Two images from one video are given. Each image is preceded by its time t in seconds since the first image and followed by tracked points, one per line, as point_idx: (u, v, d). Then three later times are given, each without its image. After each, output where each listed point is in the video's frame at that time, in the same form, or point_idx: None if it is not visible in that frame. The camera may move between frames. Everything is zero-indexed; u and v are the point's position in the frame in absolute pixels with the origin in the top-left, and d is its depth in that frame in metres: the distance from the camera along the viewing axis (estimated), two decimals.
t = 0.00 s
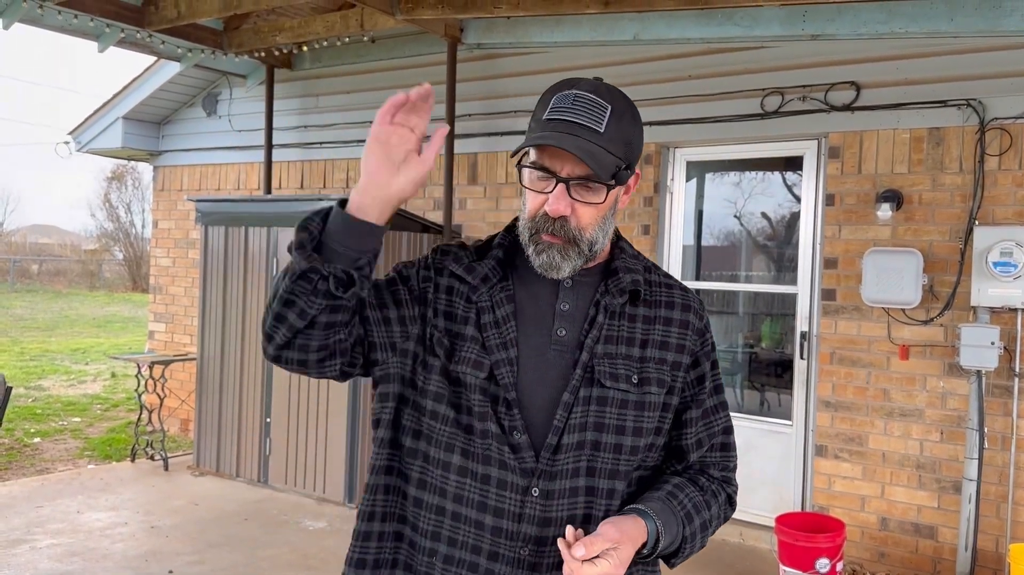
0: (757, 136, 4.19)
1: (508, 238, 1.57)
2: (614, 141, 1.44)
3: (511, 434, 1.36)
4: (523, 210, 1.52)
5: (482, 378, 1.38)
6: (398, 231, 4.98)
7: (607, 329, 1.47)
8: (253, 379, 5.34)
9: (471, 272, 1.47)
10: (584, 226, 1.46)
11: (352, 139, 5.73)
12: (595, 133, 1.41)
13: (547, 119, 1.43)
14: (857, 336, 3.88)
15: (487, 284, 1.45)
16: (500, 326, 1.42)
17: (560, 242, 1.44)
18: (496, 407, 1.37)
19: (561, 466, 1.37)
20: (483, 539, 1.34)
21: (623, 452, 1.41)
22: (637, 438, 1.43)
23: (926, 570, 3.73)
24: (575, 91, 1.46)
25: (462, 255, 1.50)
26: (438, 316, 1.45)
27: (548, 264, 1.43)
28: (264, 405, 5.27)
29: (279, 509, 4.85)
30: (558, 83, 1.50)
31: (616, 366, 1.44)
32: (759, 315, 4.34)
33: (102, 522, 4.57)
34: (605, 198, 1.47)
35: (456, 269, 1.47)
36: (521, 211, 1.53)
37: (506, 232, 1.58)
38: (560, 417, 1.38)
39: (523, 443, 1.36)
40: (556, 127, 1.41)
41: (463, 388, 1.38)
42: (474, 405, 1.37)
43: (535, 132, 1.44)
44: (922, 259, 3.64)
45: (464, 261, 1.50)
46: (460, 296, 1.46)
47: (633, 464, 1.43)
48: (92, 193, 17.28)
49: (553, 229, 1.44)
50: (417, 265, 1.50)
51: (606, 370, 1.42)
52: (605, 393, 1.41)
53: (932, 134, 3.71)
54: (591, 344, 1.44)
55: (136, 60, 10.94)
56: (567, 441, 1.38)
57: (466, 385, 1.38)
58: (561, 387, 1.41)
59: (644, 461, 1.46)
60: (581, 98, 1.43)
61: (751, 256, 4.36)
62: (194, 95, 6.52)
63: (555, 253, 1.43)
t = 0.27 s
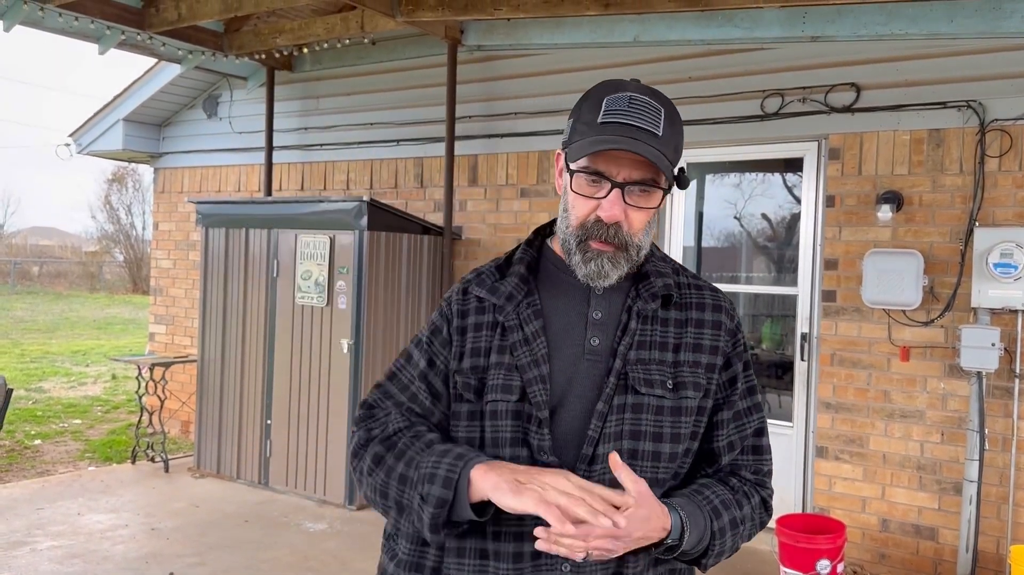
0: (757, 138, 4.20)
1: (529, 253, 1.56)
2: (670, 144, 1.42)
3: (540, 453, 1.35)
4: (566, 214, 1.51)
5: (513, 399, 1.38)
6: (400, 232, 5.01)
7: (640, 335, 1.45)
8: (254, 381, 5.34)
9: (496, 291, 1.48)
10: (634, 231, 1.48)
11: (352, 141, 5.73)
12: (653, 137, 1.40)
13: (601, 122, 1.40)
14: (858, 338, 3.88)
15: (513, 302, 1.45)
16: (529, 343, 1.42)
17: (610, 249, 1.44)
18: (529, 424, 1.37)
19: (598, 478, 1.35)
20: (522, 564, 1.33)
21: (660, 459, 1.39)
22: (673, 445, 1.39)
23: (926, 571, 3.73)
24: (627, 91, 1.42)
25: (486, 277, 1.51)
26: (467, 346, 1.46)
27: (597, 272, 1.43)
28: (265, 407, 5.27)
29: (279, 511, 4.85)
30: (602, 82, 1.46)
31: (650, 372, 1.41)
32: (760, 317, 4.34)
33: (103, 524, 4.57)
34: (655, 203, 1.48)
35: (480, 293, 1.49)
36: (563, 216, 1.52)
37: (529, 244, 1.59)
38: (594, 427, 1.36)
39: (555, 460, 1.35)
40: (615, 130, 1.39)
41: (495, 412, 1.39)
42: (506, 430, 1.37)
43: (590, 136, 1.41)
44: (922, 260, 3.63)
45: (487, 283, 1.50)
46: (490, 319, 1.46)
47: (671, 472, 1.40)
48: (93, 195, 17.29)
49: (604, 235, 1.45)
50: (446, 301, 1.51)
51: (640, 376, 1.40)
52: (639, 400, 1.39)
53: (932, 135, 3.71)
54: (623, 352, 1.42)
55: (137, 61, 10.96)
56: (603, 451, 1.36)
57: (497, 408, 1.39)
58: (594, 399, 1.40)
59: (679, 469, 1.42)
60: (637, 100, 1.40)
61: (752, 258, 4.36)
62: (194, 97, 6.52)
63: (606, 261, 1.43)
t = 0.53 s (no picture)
0: (756, 139, 4.20)
1: (541, 255, 1.57)
2: (690, 138, 1.42)
3: (565, 460, 1.39)
4: (586, 216, 1.48)
5: (536, 408, 1.41)
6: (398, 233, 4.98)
7: (657, 336, 1.48)
8: (254, 382, 5.34)
9: (510, 296, 1.49)
10: (658, 228, 1.47)
11: (352, 142, 5.73)
12: (676, 132, 1.39)
13: (622, 122, 1.38)
14: (858, 339, 3.88)
15: (528, 306, 1.46)
16: (548, 348, 1.43)
17: (636, 249, 1.43)
18: (554, 431, 1.40)
19: (623, 482, 1.39)
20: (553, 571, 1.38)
21: (681, 461, 1.42)
22: (693, 446, 1.43)
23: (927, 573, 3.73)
24: (642, 89, 1.41)
25: (499, 281, 1.52)
26: (484, 354, 1.47)
27: (624, 273, 1.43)
28: (265, 408, 5.27)
29: (280, 512, 4.84)
30: (613, 81, 1.44)
31: (669, 374, 1.45)
32: (760, 318, 4.33)
33: (103, 525, 4.57)
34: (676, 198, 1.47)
35: (492, 298, 1.50)
36: (583, 218, 1.49)
37: (540, 246, 1.59)
38: (617, 432, 1.40)
39: (579, 468, 1.39)
40: (639, 129, 1.37)
41: (519, 421, 1.42)
42: (532, 440, 1.40)
43: (611, 136, 1.39)
44: (923, 262, 3.63)
45: (500, 286, 1.52)
46: (505, 325, 1.48)
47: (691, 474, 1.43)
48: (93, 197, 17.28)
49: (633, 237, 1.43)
50: (457, 307, 1.52)
51: (659, 379, 1.43)
52: (659, 403, 1.43)
53: (932, 136, 3.71)
54: (641, 355, 1.45)
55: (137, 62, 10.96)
56: (627, 456, 1.39)
57: (521, 417, 1.41)
58: (614, 403, 1.43)
59: (697, 469, 1.46)
60: (655, 97, 1.39)
61: (752, 259, 4.36)
62: (194, 98, 6.53)
63: (633, 262, 1.43)
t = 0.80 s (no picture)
0: (756, 140, 4.20)
1: (546, 253, 1.57)
2: (670, 120, 1.43)
3: (569, 462, 1.39)
4: (573, 203, 1.52)
5: (540, 408, 1.40)
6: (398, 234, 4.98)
7: (659, 340, 1.48)
8: (254, 384, 5.34)
9: (514, 295, 1.49)
10: (644, 211, 1.47)
11: (351, 143, 5.73)
12: (652, 113, 1.41)
13: (598, 106, 1.42)
14: (858, 340, 3.88)
15: (532, 306, 1.46)
16: (552, 349, 1.43)
17: (620, 231, 1.45)
18: (557, 432, 1.40)
19: (625, 486, 1.39)
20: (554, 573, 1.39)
21: (682, 465, 1.43)
22: (694, 451, 1.44)
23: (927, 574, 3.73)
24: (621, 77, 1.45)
25: (503, 280, 1.52)
26: (488, 352, 1.46)
27: (608, 255, 1.44)
28: (264, 410, 5.27)
29: (279, 514, 4.84)
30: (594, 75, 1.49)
31: (672, 378, 1.45)
32: (760, 319, 4.34)
33: (102, 527, 4.56)
34: (661, 180, 1.47)
35: (497, 296, 1.50)
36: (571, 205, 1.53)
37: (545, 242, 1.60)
38: (620, 435, 1.40)
39: (583, 470, 1.39)
40: (611, 110, 1.40)
41: (521, 421, 1.41)
42: (535, 440, 1.40)
43: (588, 121, 1.42)
44: (922, 262, 3.63)
45: (504, 284, 1.51)
46: (508, 323, 1.47)
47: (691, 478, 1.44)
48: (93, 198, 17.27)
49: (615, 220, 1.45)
50: (461, 304, 1.51)
51: (662, 382, 1.44)
52: (662, 407, 1.43)
53: (932, 137, 3.71)
54: (644, 358, 1.45)
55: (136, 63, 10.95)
56: (630, 459, 1.40)
57: (524, 417, 1.41)
58: (617, 405, 1.43)
59: (698, 474, 1.47)
60: (632, 81, 1.43)
61: (752, 260, 4.36)
62: (193, 99, 6.53)
63: (616, 244, 1.44)
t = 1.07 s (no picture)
0: (756, 141, 4.19)
1: (533, 254, 1.60)
2: (628, 114, 1.45)
3: (551, 456, 1.39)
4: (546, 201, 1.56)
5: (522, 403, 1.42)
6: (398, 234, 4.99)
7: (644, 337, 1.48)
8: (253, 384, 5.34)
9: (501, 294, 1.52)
10: (609, 204, 1.49)
11: (351, 144, 5.73)
12: (607, 107, 1.43)
13: (558, 105, 1.46)
14: (858, 340, 3.88)
15: (518, 304, 1.49)
16: (536, 346, 1.45)
17: (586, 226, 1.48)
18: (540, 427, 1.41)
19: (607, 482, 1.39)
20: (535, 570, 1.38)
21: (666, 463, 1.41)
22: (679, 449, 1.42)
23: None
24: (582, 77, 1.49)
25: (490, 280, 1.55)
26: (474, 349, 1.49)
27: (577, 250, 1.48)
28: (264, 410, 5.26)
29: (279, 514, 4.84)
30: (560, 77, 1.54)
31: (656, 376, 1.45)
32: (759, 320, 4.35)
33: (102, 528, 4.56)
34: (625, 173, 1.48)
35: (485, 296, 1.52)
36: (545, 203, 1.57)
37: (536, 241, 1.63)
38: (602, 431, 1.40)
39: (565, 465, 1.38)
40: (565, 109, 1.44)
41: (505, 418, 1.42)
42: (518, 435, 1.41)
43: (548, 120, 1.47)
44: (922, 263, 3.63)
45: (492, 284, 1.54)
46: (494, 322, 1.50)
47: (677, 477, 1.42)
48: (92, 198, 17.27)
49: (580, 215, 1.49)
50: (451, 305, 1.55)
51: (646, 379, 1.43)
52: (646, 404, 1.42)
53: (932, 138, 3.71)
54: (628, 355, 1.45)
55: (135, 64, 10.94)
56: (612, 455, 1.39)
57: (507, 413, 1.42)
58: (601, 401, 1.44)
59: (686, 474, 1.45)
60: (588, 80, 1.46)
61: (751, 261, 4.37)
62: (193, 100, 6.53)
63: (582, 238, 1.47)
